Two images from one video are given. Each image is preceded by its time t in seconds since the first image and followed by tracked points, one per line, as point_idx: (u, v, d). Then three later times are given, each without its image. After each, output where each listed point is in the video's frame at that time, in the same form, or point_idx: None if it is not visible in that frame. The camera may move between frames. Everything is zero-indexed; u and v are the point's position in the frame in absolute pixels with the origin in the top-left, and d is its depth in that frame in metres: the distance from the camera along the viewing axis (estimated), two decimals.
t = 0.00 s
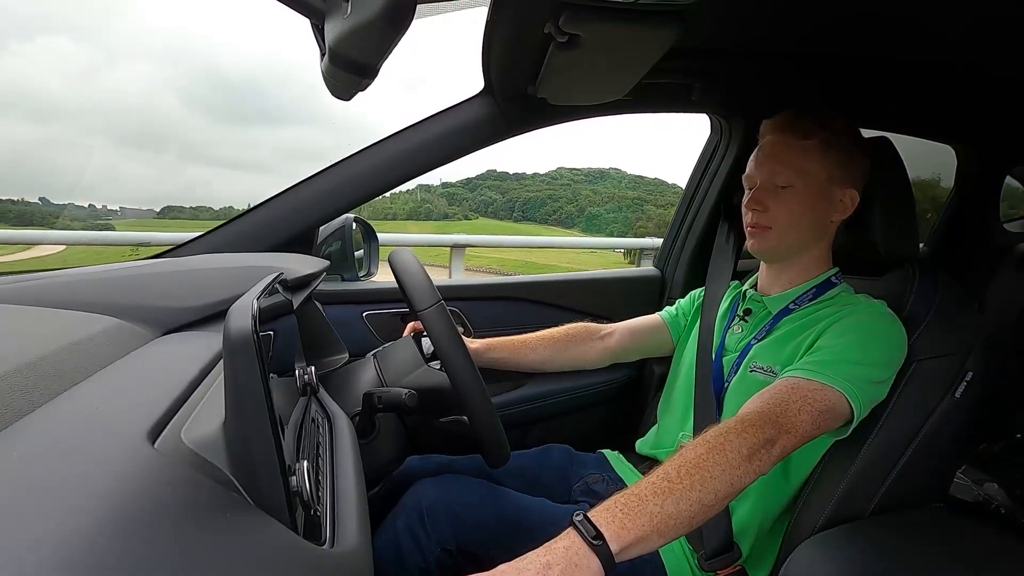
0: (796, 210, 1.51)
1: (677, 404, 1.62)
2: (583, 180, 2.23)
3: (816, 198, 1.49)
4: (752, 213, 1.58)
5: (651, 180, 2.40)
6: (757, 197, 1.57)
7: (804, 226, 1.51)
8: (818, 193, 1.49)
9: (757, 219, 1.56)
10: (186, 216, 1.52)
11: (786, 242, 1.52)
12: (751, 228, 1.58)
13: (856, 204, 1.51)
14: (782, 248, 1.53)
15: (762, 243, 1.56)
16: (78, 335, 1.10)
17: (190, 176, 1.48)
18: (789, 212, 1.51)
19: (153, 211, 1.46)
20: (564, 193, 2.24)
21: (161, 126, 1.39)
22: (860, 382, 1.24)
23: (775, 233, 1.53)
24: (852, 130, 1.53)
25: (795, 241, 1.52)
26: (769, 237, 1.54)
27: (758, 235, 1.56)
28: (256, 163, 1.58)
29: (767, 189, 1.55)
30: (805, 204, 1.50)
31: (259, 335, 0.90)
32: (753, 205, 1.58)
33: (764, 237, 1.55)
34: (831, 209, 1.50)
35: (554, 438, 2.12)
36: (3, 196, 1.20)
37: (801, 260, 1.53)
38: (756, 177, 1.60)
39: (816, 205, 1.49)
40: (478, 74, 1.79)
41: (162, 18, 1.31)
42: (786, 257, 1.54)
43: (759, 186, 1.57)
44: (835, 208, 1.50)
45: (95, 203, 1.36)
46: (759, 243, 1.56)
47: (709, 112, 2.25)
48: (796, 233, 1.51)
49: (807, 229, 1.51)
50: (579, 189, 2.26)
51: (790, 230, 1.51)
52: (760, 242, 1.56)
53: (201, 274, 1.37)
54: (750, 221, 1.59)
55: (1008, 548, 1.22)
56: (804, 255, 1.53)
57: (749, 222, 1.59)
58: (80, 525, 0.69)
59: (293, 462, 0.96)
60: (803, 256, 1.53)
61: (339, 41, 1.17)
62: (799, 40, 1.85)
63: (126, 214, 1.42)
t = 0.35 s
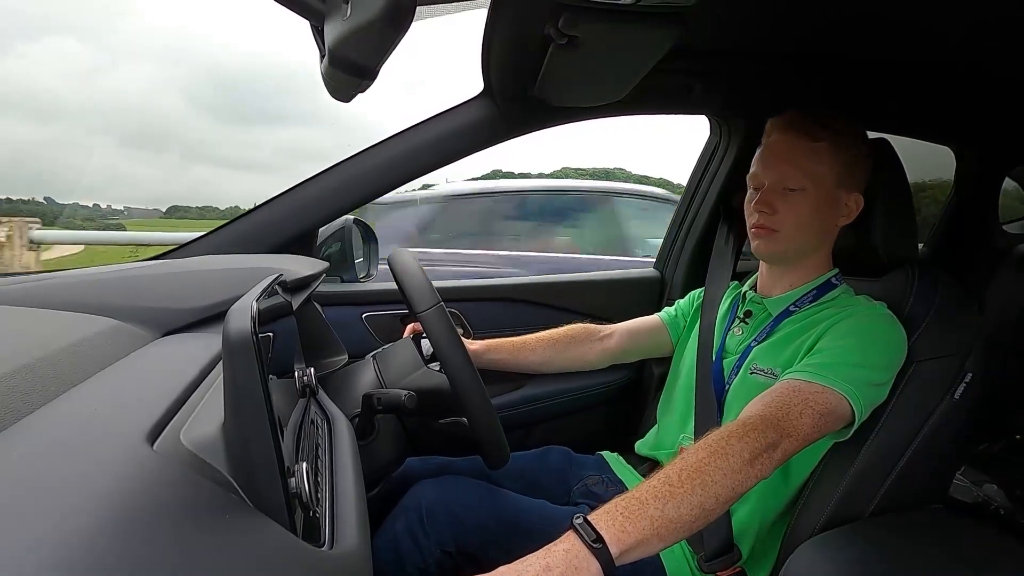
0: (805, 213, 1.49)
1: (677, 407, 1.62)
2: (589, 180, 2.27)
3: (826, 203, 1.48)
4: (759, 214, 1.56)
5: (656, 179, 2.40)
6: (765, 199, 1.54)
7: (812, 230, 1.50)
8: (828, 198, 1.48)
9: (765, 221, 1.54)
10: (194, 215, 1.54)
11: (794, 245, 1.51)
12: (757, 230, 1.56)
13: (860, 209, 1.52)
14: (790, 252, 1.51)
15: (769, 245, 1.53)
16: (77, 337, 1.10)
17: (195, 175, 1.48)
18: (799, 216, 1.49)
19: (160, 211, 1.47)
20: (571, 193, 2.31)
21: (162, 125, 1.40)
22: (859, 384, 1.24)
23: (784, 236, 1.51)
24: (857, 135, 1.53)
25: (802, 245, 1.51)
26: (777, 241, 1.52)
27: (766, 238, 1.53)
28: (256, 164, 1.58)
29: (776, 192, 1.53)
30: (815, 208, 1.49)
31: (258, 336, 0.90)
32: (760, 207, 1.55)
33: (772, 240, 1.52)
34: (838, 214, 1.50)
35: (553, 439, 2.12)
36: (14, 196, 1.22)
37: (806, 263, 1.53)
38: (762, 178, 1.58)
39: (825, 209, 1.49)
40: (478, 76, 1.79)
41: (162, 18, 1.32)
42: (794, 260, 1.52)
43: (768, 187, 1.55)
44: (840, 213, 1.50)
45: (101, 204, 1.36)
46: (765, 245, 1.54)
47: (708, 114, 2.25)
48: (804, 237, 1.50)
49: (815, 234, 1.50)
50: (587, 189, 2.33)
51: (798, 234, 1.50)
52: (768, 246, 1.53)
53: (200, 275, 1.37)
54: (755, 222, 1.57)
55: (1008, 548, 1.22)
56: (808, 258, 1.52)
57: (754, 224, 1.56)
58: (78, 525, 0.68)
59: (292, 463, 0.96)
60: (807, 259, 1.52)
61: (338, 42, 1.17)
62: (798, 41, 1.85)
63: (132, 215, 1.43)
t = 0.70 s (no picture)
0: (804, 222, 1.49)
1: (676, 414, 1.61)
2: (593, 180, 2.20)
3: (824, 211, 1.48)
4: (757, 222, 1.55)
5: (661, 180, 2.40)
6: (763, 207, 1.53)
7: (811, 237, 1.50)
8: (826, 205, 1.48)
9: (763, 230, 1.53)
10: (199, 216, 1.56)
11: (791, 254, 1.51)
12: (755, 238, 1.56)
13: (856, 215, 1.52)
14: (788, 260, 1.51)
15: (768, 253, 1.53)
16: (76, 339, 1.10)
17: (196, 175, 1.50)
18: (798, 224, 1.49)
19: (165, 211, 1.50)
20: (575, 194, 2.22)
21: (168, 128, 1.42)
22: (869, 405, 1.25)
23: (783, 245, 1.51)
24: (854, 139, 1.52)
25: (800, 253, 1.51)
26: (776, 249, 1.52)
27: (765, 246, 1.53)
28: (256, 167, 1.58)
29: (774, 199, 1.52)
30: (815, 216, 1.48)
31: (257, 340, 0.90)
32: (758, 215, 1.54)
33: (772, 248, 1.52)
34: (835, 220, 1.50)
35: (552, 443, 2.12)
36: (25, 197, 1.26)
37: (805, 270, 1.53)
38: (759, 185, 1.56)
39: (824, 216, 1.48)
40: (477, 79, 1.80)
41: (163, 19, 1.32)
42: (794, 268, 1.52)
43: (766, 196, 1.54)
44: (837, 219, 1.51)
45: (103, 203, 1.39)
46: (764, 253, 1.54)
47: (706, 119, 2.26)
48: (804, 245, 1.50)
49: (813, 242, 1.50)
50: (590, 189, 2.23)
51: (797, 242, 1.50)
52: (766, 254, 1.53)
53: (198, 278, 1.36)
54: (753, 231, 1.56)
55: (1008, 554, 1.21)
56: (807, 265, 1.53)
57: (752, 232, 1.56)
58: (75, 527, 0.68)
59: (290, 467, 0.96)
60: (805, 266, 1.52)
61: (339, 47, 1.17)
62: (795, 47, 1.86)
63: (137, 215, 1.46)
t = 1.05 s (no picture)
0: (795, 223, 1.47)
1: (678, 418, 1.61)
2: (598, 180, 2.19)
3: (814, 210, 1.47)
4: (748, 225, 1.52)
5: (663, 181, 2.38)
6: (752, 210, 1.51)
7: (803, 237, 1.48)
8: (816, 205, 1.47)
9: (755, 232, 1.51)
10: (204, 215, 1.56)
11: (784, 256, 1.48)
12: (747, 241, 1.53)
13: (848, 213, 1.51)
14: (781, 262, 1.49)
15: (761, 256, 1.50)
16: (76, 344, 1.10)
17: (198, 175, 1.50)
18: (791, 224, 1.47)
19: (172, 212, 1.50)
20: (580, 194, 2.19)
21: (170, 129, 1.42)
22: (880, 417, 1.22)
23: (778, 246, 1.48)
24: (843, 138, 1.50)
25: (793, 255, 1.49)
26: (768, 252, 1.49)
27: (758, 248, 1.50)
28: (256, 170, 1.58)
29: (765, 201, 1.50)
30: (807, 215, 1.47)
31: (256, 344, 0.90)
32: (749, 217, 1.52)
33: (766, 250, 1.49)
34: (826, 220, 1.49)
35: (552, 446, 2.12)
36: (34, 197, 1.26)
37: (801, 270, 1.51)
38: (748, 187, 1.54)
39: (816, 216, 1.47)
40: (476, 82, 1.81)
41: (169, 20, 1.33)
42: (788, 270, 1.50)
43: (755, 198, 1.51)
44: (829, 219, 1.49)
45: (106, 204, 1.39)
46: (759, 255, 1.51)
47: (705, 121, 2.27)
48: (798, 246, 1.48)
49: (805, 242, 1.48)
50: (596, 189, 2.21)
51: (789, 244, 1.48)
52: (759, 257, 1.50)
53: (198, 283, 1.36)
54: (744, 233, 1.53)
55: (1009, 554, 1.21)
56: (801, 266, 1.50)
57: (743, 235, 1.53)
58: (75, 532, 0.68)
59: (289, 472, 0.95)
60: (800, 268, 1.50)
61: (338, 50, 1.17)
62: (793, 49, 1.87)
63: (144, 215, 1.46)
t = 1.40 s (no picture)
0: (781, 229, 1.45)
1: (676, 423, 1.61)
2: (604, 180, 2.15)
3: (800, 215, 1.45)
4: (733, 233, 1.51)
5: (666, 181, 2.35)
6: (737, 217, 1.50)
7: (791, 244, 1.46)
8: (802, 210, 1.45)
9: (741, 240, 1.49)
10: (208, 215, 1.59)
11: (772, 262, 1.47)
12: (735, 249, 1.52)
13: (838, 217, 1.49)
14: (770, 267, 1.48)
15: (750, 263, 1.49)
16: (74, 337, 1.10)
17: (198, 175, 1.49)
18: (775, 230, 1.45)
19: (178, 211, 1.51)
20: (586, 194, 2.14)
21: (170, 129, 1.41)
22: (880, 434, 1.20)
23: (764, 253, 1.47)
24: (831, 141, 1.48)
25: (781, 260, 1.47)
26: (756, 259, 1.48)
27: (745, 256, 1.49)
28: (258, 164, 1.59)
29: (747, 208, 1.48)
30: (791, 221, 1.45)
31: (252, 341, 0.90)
32: (734, 225, 1.51)
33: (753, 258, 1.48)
34: (815, 224, 1.46)
35: (547, 448, 2.12)
36: (38, 197, 1.28)
37: (793, 277, 1.49)
38: (734, 195, 1.53)
39: (802, 221, 1.45)
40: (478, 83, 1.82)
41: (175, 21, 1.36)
42: (778, 276, 1.49)
43: (739, 206, 1.50)
44: (818, 223, 1.47)
45: (107, 203, 1.39)
46: (747, 263, 1.50)
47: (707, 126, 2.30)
48: (786, 252, 1.46)
49: (793, 247, 1.46)
50: (602, 190, 2.15)
51: (777, 250, 1.46)
52: (746, 265, 1.49)
53: (196, 278, 1.36)
54: (732, 240, 1.53)
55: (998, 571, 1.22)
56: (791, 272, 1.49)
57: (731, 242, 1.52)
58: (69, 525, 0.68)
59: (284, 469, 0.95)
60: (791, 273, 1.49)
61: (341, 48, 1.17)
62: (795, 57, 1.88)
63: (151, 215, 1.49)
